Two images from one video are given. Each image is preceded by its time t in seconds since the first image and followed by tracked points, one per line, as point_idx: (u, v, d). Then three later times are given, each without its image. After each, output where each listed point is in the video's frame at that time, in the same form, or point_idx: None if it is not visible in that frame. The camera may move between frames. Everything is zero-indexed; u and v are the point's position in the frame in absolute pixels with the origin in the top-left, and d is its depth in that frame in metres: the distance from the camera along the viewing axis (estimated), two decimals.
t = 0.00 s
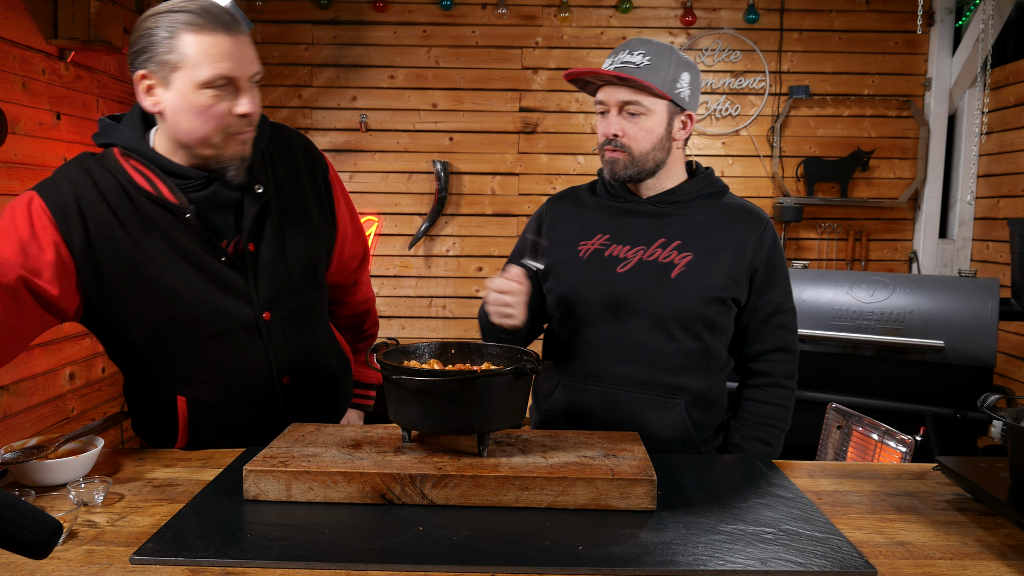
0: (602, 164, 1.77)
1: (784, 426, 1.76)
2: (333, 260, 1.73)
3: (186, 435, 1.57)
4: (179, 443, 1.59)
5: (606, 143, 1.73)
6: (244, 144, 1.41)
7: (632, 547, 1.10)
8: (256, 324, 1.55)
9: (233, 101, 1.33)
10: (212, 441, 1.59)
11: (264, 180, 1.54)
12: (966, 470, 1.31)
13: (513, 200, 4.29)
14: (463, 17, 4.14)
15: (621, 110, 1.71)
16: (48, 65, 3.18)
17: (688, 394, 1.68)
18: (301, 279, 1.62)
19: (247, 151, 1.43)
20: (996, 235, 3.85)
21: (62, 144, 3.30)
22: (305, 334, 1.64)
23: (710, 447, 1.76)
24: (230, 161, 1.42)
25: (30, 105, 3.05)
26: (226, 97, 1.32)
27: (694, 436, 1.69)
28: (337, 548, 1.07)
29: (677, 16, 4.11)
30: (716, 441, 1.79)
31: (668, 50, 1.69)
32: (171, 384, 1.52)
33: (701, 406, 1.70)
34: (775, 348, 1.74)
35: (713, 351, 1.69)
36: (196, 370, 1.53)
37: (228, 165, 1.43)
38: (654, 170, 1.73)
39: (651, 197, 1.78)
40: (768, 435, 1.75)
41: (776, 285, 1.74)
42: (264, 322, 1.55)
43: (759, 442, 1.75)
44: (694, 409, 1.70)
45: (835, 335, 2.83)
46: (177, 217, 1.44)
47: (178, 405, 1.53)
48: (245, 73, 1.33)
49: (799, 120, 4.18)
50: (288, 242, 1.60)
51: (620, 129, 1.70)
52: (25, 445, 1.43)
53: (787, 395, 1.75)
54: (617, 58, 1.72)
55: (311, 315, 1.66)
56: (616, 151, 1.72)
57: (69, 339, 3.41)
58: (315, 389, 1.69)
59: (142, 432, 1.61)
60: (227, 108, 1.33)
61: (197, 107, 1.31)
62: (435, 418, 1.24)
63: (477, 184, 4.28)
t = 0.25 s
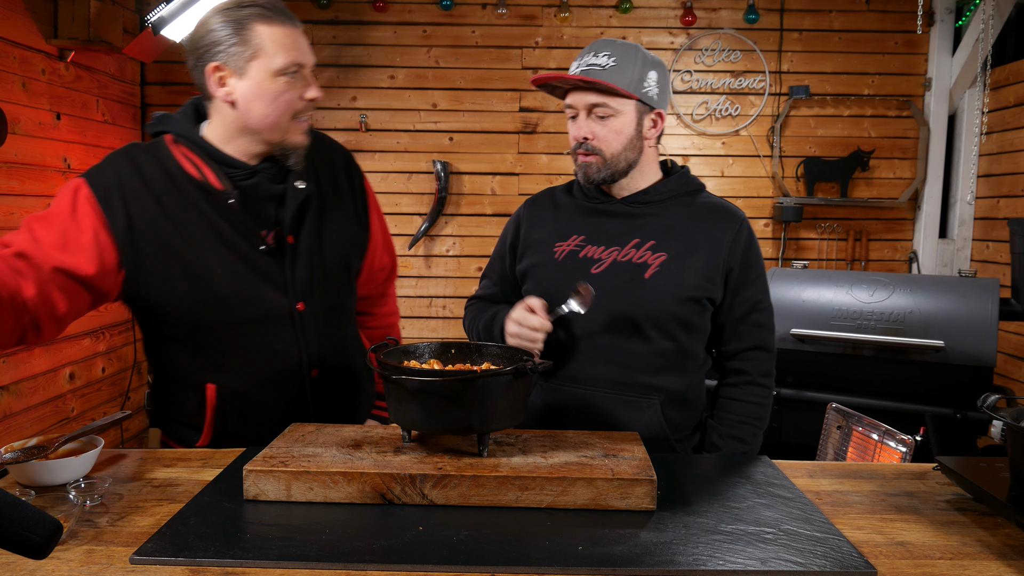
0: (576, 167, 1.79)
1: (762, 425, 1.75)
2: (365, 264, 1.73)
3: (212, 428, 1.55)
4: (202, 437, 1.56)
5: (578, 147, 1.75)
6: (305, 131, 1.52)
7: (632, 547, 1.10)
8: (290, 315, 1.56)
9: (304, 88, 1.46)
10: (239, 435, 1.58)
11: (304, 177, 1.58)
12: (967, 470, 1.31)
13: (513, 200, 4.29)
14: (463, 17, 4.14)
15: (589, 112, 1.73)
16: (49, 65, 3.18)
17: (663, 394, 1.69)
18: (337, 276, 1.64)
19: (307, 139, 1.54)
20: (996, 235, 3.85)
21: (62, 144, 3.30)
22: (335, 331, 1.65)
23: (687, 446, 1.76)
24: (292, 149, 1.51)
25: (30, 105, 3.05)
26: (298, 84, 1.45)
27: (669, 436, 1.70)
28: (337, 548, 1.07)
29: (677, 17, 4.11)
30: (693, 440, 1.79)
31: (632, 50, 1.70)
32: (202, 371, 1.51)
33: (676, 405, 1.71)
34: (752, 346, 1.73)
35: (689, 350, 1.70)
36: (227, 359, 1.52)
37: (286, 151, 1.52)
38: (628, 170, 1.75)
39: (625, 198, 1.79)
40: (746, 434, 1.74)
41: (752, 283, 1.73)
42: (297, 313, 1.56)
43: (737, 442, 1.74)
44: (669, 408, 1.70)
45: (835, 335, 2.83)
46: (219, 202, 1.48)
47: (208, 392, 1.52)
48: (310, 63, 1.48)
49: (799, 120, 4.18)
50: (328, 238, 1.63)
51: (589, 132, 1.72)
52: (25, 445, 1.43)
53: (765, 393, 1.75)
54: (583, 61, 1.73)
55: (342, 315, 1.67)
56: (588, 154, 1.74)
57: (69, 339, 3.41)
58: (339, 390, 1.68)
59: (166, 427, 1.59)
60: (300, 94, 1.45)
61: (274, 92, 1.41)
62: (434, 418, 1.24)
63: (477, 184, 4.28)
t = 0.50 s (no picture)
0: (554, 175, 1.79)
1: (748, 421, 1.74)
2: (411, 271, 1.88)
3: (241, 404, 1.59)
4: (229, 414, 1.60)
5: (554, 156, 1.75)
6: (349, 133, 1.56)
7: (632, 547, 1.10)
8: (333, 298, 1.63)
9: (347, 90, 1.51)
10: (269, 415, 1.61)
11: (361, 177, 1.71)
12: (967, 470, 1.31)
13: (513, 200, 4.29)
14: (463, 17, 4.14)
15: (562, 121, 1.72)
16: (49, 65, 3.18)
17: (645, 392, 1.69)
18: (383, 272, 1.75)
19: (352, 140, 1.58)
20: (996, 235, 3.85)
21: (62, 144, 3.30)
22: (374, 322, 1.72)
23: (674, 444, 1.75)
24: (337, 149, 1.57)
25: (30, 105, 3.05)
26: (342, 85, 1.50)
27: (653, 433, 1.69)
28: (337, 548, 1.07)
29: (677, 17, 4.11)
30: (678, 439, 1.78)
31: (598, 54, 1.70)
32: (246, 342, 1.57)
33: (660, 403, 1.71)
34: (734, 341, 1.72)
35: (671, 348, 1.71)
36: (272, 334, 1.58)
37: (333, 151, 1.57)
38: (605, 173, 1.76)
39: (601, 199, 1.81)
40: (731, 430, 1.73)
41: (733, 279, 1.73)
42: (340, 296, 1.63)
43: (722, 438, 1.73)
44: (653, 406, 1.70)
45: (835, 335, 2.83)
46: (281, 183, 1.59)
47: (246, 362, 1.58)
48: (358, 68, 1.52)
49: (799, 120, 4.18)
50: (377, 236, 1.74)
51: (564, 140, 1.72)
52: (25, 445, 1.43)
53: (750, 388, 1.73)
54: (549, 70, 1.73)
55: (383, 309, 1.74)
56: (565, 162, 1.74)
57: (68, 339, 3.41)
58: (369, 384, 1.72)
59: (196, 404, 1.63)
60: (344, 95, 1.51)
61: (317, 91, 1.48)
62: (434, 418, 1.24)
63: (477, 184, 4.28)
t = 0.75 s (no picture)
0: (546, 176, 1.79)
1: (744, 418, 1.75)
2: (448, 279, 1.91)
3: (279, 386, 1.61)
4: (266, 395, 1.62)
5: (546, 157, 1.74)
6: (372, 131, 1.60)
7: (632, 547, 1.10)
8: (376, 291, 1.66)
9: (364, 89, 1.55)
10: (302, 402, 1.63)
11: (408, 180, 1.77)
12: (967, 470, 1.31)
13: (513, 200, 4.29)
14: (463, 17, 4.14)
15: (552, 121, 1.72)
16: (49, 65, 3.18)
17: (641, 392, 1.69)
18: (422, 272, 1.79)
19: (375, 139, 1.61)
20: (996, 235, 3.85)
21: (62, 144, 3.30)
22: (410, 319, 1.75)
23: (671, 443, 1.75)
24: (358, 143, 1.64)
25: (31, 105, 3.05)
26: (361, 84, 1.56)
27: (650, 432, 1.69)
28: (337, 548, 1.07)
29: (677, 17, 4.11)
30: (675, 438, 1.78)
31: (587, 54, 1.70)
32: (289, 327, 1.61)
33: (657, 402, 1.71)
34: (728, 338, 1.74)
35: (665, 346, 1.72)
36: (317, 321, 1.62)
37: (357, 143, 1.64)
38: (596, 173, 1.75)
39: (594, 199, 1.80)
40: (727, 428, 1.74)
41: (727, 277, 1.73)
42: (382, 289, 1.66)
43: (717, 437, 1.74)
44: (649, 406, 1.70)
45: (835, 335, 2.83)
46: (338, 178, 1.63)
47: (287, 347, 1.61)
48: (379, 68, 1.54)
49: (799, 120, 4.18)
50: (418, 239, 1.78)
51: (554, 141, 1.72)
52: (25, 444, 1.43)
53: (746, 386, 1.74)
54: (539, 71, 1.73)
55: (419, 307, 1.78)
56: (557, 162, 1.73)
57: (69, 339, 3.41)
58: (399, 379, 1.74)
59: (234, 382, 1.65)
60: (361, 93, 1.56)
61: (338, 88, 1.57)
62: (434, 418, 1.24)
63: (477, 184, 4.28)
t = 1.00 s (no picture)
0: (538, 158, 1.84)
1: (746, 420, 1.76)
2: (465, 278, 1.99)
3: (295, 377, 1.62)
4: (282, 388, 1.63)
5: (539, 138, 1.80)
6: (392, 137, 1.65)
7: (632, 547, 1.10)
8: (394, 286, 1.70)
9: (387, 94, 1.60)
10: (318, 393, 1.63)
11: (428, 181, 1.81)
12: (967, 470, 1.31)
13: (513, 200, 4.29)
14: (463, 17, 4.14)
15: (551, 106, 1.78)
16: (49, 65, 3.18)
17: (643, 391, 1.69)
18: (439, 273, 1.82)
19: (395, 145, 1.66)
20: (996, 235, 3.85)
21: (62, 144, 3.30)
22: (426, 317, 1.78)
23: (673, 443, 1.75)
24: (380, 151, 1.67)
25: (31, 105, 3.05)
26: (383, 90, 1.61)
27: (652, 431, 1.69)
28: (337, 548, 1.07)
29: (677, 17, 4.11)
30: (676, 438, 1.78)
31: (600, 49, 1.75)
32: (307, 320, 1.63)
33: (658, 401, 1.71)
34: (729, 339, 1.74)
35: (666, 346, 1.72)
36: (337, 317, 1.65)
37: (379, 152, 1.67)
38: (583, 165, 1.78)
39: (594, 198, 1.81)
40: (729, 430, 1.74)
41: (728, 278, 1.74)
42: (399, 286, 1.70)
43: (719, 438, 1.74)
44: (651, 405, 1.70)
45: (835, 335, 2.83)
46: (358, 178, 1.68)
47: (305, 338, 1.62)
48: (401, 74, 1.60)
49: (799, 120, 4.18)
50: (437, 240, 1.82)
51: (547, 124, 1.77)
52: (25, 444, 1.43)
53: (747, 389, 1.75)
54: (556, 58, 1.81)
55: (435, 304, 1.81)
56: (546, 145, 1.79)
57: (69, 339, 3.41)
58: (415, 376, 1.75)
59: (251, 374, 1.66)
60: (384, 99, 1.61)
61: (360, 93, 1.62)
62: (434, 418, 1.24)
63: (477, 184, 4.28)
